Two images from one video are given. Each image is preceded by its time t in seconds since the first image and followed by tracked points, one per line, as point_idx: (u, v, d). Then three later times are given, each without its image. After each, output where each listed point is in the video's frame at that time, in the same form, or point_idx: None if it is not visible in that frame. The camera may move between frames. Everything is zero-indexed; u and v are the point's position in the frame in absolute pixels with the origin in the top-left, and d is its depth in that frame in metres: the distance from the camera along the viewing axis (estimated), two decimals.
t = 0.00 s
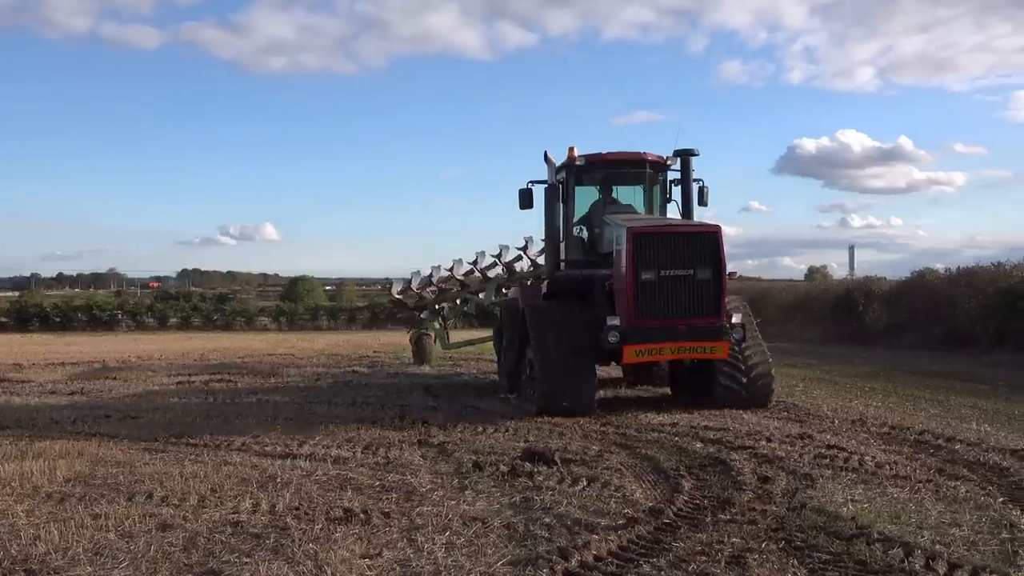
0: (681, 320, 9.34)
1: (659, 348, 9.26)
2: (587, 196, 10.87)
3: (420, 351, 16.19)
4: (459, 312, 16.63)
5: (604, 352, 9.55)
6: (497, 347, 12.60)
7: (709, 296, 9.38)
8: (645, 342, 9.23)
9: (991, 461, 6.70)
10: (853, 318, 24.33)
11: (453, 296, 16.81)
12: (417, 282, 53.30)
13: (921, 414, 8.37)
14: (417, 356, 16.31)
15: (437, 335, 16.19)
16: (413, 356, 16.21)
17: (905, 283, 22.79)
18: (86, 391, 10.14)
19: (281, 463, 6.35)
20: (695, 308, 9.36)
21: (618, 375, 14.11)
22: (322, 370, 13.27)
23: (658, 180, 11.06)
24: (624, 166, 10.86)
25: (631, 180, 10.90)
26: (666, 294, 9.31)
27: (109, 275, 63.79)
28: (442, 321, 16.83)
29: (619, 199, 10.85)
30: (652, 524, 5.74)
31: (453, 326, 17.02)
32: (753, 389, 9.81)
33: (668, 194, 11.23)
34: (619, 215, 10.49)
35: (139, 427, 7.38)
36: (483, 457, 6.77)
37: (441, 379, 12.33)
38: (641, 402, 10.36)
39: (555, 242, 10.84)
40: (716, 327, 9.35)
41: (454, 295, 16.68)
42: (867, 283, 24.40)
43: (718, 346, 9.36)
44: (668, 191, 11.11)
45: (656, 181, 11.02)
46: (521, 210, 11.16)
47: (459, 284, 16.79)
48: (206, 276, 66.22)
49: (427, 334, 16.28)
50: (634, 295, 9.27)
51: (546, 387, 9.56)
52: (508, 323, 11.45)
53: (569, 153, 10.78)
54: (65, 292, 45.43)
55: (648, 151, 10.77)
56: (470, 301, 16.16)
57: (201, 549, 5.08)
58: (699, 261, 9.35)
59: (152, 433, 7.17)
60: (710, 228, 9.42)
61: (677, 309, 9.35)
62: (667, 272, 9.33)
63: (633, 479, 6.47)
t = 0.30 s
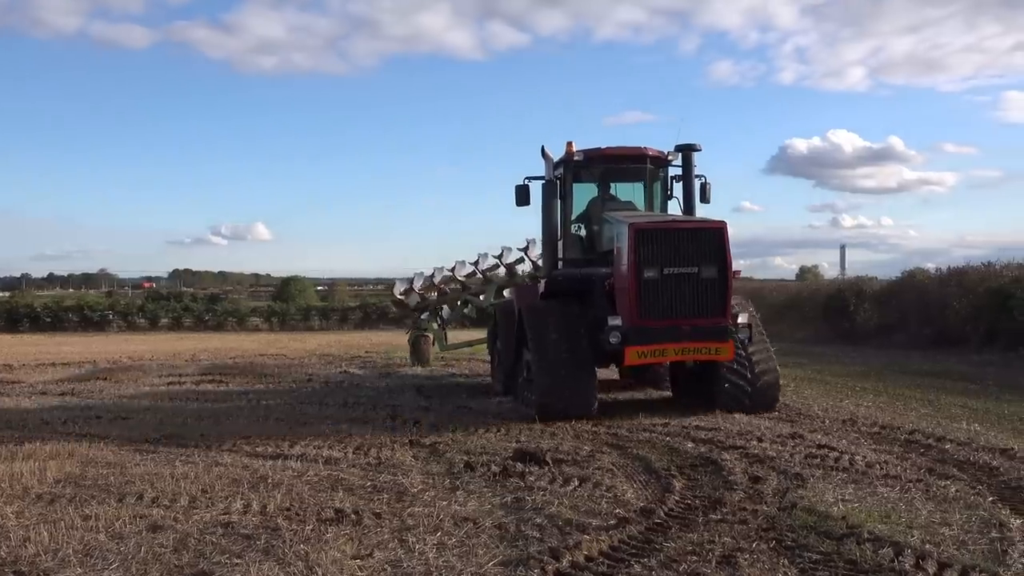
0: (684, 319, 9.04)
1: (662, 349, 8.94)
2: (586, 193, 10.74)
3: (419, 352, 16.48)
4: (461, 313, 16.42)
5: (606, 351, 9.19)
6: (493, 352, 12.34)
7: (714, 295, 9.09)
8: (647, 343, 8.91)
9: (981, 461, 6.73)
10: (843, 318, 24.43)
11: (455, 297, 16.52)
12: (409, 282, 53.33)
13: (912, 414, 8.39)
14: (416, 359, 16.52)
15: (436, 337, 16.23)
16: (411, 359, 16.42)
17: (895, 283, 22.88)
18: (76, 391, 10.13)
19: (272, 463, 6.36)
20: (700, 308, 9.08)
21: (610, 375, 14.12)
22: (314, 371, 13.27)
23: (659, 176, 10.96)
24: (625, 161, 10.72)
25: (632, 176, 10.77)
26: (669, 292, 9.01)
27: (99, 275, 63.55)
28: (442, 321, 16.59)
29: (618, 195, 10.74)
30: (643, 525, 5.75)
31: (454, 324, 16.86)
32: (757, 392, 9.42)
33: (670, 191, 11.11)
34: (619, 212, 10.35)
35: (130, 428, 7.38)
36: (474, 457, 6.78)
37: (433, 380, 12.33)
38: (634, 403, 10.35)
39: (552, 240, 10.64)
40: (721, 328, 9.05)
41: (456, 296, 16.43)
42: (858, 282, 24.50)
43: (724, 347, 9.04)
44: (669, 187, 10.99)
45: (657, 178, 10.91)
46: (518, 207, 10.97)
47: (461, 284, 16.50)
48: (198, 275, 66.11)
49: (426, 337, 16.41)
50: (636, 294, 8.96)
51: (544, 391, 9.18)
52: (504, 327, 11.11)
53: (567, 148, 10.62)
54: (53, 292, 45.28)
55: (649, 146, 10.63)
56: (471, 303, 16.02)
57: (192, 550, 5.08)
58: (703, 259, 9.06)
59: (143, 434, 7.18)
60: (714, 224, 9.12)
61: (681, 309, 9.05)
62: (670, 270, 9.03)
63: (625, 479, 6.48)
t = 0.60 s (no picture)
0: (685, 319, 8.71)
1: (662, 351, 8.65)
2: (582, 188, 10.41)
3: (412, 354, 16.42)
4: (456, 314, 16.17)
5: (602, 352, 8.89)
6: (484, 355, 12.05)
7: (716, 294, 8.75)
8: (646, 345, 8.61)
9: (966, 460, 6.77)
10: (829, 318, 24.53)
11: (451, 300, 16.18)
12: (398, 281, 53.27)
13: (898, 413, 8.42)
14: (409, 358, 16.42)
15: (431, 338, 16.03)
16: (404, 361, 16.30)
17: (882, 283, 22.99)
18: (62, 392, 10.10)
19: (259, 464, 6.36)
20: (702, 307, 8.73)
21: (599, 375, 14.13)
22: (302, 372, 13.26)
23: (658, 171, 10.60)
24: (624, 156, 10.37)
25: (630, 172, 10.44)
26: (670, 291, 8.69)
27: (86, 275, 63.24)
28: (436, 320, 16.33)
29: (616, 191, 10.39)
30: (629, 525, 5.75)
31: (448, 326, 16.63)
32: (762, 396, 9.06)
33: (670, 187, 10.78)
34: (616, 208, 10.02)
35: (115, 428, 7.37)
36: (461, 458, 6.78)
37: (421, 380, 12.35)
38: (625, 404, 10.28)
39: (547, 237, 10.29)
40: (723, 328, 8.72)
41: (451, 298, 16.11)
42: (845, 282, 24.61)
43: (727, 348, 8.73)
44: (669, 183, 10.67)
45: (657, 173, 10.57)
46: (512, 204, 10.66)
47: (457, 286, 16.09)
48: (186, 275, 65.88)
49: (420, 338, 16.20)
50: (635, 293, 8.64)
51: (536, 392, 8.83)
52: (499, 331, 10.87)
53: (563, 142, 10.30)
54: (38, 292, 45.00)
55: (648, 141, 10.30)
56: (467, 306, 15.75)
57: (177, 551, 5.07)
58: (705, 256, 8.73)
59: (128, 434, 7.17)
60: (716, 219, 8.80)
61: (682, 308, 8.71)
62: (670, 268, 8.70)
63: (612, 480, 6.49)
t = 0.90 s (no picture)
0: (683, 320, 8.29)
1: (658, 353, 8.22)
2: (579, 185, 9.97)
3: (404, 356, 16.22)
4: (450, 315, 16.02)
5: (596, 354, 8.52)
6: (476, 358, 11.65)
7: (716, 293, 8.32)
8: (642, 347, 8.19)
9: (951, 460, 6.82)
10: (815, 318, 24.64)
11: (444, 301, 16.02)
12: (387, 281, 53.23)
13: (883, 413, 8.46)
14: (399, 358, 16.37)
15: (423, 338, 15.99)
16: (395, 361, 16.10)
17: (869, 283, 23.10)
18: (48, 393, 10.07)
19: (246, 466, 6.37)
20: (700, 308, 8.31)
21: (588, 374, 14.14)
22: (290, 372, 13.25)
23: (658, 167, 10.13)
24: (622, 151, 9.93)
25: (629, 168, 9.98)
26: (666, 291, 8.27)
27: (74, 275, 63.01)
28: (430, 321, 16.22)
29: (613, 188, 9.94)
30: (616, 525, 5.76)
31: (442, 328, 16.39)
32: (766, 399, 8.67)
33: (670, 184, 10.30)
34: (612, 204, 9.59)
35: (99, 429, 7.35)
36: (449, 458, 6.80)
37: (410, 380, 12.35)
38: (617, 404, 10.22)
39: (542, 235, 10.06)
40: (723, 330, 8.29)
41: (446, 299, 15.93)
42: (832, 282, 24.72)
43: (728, 350, 8.31)
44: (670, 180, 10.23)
45: (658, 170, 10.09)
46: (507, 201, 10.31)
47: (453, 287, 15.94)
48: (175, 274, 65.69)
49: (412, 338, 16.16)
50: (630, 293, 8.25)
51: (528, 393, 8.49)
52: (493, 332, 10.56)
53: (558, 136, 9.92)
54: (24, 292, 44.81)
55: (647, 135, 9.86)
56: (462, 307, 15.55)
57: (163, 553, 5.07)
58: (703, 254, 8.32)
59: (114, 435, 7.17)
60: (716, 215, 8.38)
61: (679, 309, 8.30)
62: (666, 266, 8.29)
63: (600, 480, 6.51)
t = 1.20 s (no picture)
0: (676, 320, 8.11)
1: (651, 356, 8.02)
2: (571, 179, 9.87)
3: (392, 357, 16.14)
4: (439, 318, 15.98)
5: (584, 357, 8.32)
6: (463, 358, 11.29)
7: (709, 292, 8.15)
8: (633, 350, 8.01)
9: (932, 459, 6.88)
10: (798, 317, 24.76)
11: (434, 303, 15.97)
12: (373, 280, 53.16)
13: (866, 413, 8.50)
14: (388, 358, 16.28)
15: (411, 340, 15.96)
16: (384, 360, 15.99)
17: (851, 283, 23.24)
18: (29, 393, 10.03)
19: (228, 467, 6.40)
20: (694, 307, 8.13)
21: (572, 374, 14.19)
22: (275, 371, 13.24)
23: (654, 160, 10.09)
24: (616, 145, 9.86)
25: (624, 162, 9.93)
26: (658, 289, 8.08)
27: (57, 275, 62.67)
28: (418, 323, 16.14)
29: (606, 182, 9.87)
30: (599, 526, 5.77)
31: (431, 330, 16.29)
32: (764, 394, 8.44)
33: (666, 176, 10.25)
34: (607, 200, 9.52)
35: (79, 430, 7.34)
36: (433, 459, 6.82)
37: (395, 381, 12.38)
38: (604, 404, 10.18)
39: (534, 232, 9.43)
40: (718, 331, 8.13)
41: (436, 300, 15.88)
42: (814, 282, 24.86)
43: (723, 353, 8.14)
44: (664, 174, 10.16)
45: (650, 164, 10.07)
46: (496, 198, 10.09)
47: (443, 288, 15.86)
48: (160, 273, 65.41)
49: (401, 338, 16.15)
50: (621, 292, 8.05)
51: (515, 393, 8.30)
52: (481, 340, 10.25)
53: (549, 130, 9.74)
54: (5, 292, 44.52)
55: (640, 129, 9.82)
56: (451, 309, 15.50)
57: (144, 555, 5.06)
58: (697, 251, 8.13)
59: (95, 436, 7.15)
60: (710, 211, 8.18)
61: (672, 308, 8.12)
62: (658, 264, 8.09)
63: (584, 480, 6.54)
